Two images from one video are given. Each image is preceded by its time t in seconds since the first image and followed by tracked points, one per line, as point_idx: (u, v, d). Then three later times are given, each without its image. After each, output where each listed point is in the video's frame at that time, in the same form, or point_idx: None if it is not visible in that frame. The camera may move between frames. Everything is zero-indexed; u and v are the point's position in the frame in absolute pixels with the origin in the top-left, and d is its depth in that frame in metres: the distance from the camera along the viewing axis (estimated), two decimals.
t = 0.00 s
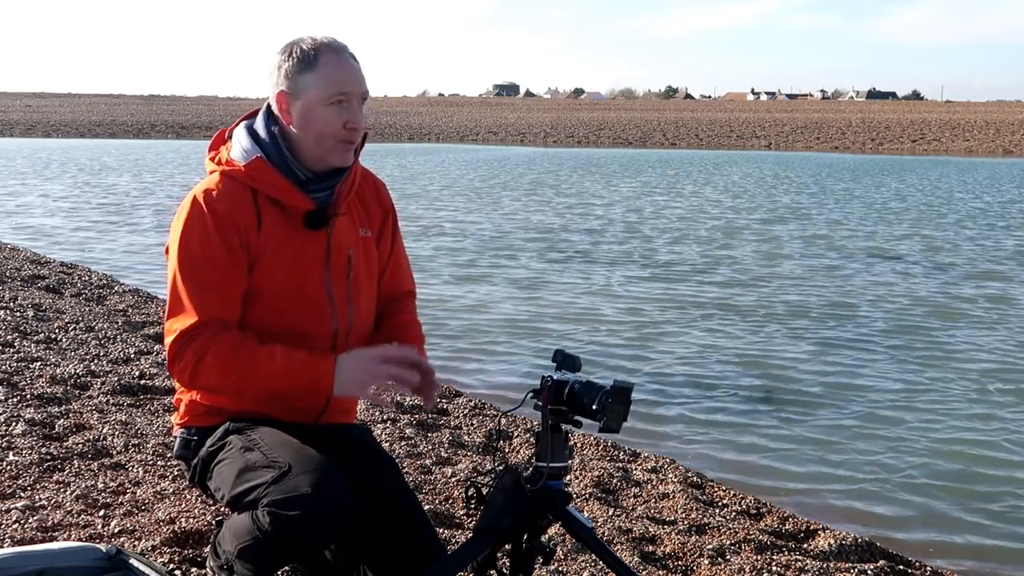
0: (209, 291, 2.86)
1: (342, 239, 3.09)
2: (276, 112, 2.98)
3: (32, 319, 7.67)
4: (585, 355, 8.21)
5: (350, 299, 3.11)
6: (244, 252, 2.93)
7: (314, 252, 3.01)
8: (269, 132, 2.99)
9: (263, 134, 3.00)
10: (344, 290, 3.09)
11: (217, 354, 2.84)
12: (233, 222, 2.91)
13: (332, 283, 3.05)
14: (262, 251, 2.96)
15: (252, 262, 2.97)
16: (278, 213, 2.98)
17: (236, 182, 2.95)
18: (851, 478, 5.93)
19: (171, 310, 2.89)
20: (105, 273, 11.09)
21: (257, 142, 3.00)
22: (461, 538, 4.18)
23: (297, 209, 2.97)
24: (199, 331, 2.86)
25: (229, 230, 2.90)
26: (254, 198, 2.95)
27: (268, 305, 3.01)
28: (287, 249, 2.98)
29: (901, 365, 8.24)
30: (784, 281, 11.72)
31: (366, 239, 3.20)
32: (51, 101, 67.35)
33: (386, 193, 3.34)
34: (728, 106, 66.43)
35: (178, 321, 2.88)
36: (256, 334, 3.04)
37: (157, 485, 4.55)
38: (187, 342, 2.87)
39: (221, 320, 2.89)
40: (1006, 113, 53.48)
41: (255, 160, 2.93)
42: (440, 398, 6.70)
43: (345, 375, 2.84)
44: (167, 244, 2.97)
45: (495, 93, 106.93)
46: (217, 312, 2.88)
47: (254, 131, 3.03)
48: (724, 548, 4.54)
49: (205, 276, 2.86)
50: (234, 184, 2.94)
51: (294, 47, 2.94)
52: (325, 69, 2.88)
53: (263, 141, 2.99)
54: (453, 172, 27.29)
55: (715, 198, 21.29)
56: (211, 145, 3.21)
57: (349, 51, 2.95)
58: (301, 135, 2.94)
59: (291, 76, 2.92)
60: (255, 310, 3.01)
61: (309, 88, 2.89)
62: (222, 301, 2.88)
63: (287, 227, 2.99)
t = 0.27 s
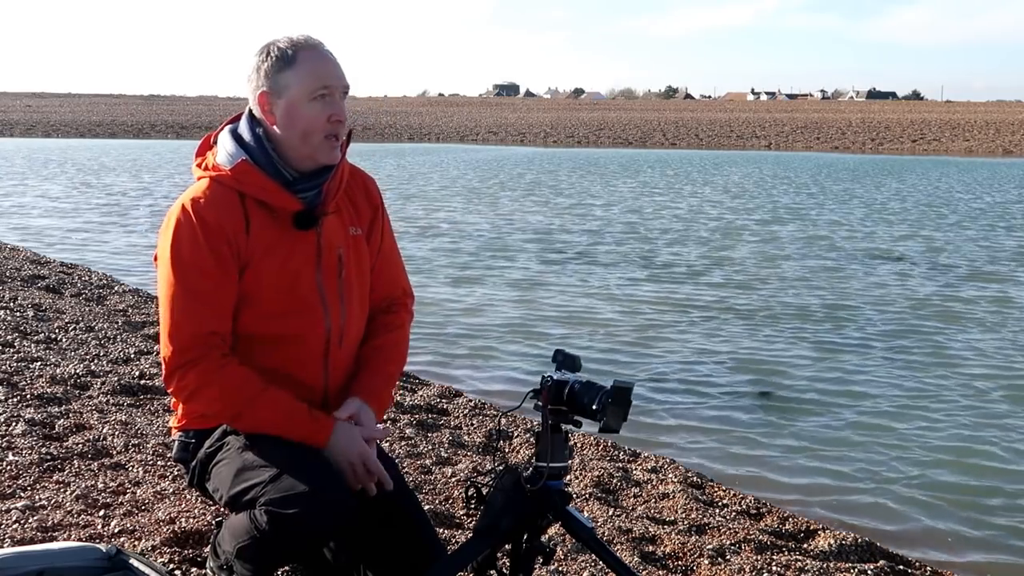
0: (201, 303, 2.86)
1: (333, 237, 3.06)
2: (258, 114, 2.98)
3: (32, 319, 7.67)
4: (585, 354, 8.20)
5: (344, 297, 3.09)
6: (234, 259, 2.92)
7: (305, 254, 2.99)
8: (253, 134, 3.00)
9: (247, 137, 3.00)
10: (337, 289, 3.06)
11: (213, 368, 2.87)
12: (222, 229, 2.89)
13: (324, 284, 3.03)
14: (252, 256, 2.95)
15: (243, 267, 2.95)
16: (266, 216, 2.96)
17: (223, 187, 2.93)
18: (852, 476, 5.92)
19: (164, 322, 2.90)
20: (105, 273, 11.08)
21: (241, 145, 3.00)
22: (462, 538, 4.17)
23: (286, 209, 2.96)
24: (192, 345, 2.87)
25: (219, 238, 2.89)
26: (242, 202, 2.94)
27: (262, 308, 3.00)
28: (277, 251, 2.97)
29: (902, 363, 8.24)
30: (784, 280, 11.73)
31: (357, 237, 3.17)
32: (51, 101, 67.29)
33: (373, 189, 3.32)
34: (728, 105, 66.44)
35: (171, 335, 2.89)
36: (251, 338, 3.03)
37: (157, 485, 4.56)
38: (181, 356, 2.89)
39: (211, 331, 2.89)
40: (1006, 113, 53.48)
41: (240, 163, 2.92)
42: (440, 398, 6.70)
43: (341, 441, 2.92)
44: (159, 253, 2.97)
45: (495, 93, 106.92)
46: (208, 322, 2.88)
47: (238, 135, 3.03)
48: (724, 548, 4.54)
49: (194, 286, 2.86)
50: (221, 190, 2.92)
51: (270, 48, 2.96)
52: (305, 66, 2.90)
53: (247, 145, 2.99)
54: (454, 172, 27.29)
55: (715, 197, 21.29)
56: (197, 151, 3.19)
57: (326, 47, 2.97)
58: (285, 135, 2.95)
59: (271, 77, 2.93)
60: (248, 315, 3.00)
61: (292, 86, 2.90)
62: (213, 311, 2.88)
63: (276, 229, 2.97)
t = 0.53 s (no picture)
0: (196, 303, 2.87)
1: (327, 235, 3.07)
2: (247, 113, 2.98)
3: (32, 319, 7.67)
4: (585, 355, 8.20)
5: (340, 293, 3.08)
6: (229, 257, 2.92)
7: (300, 250, 2.99)
8: (243, 134, 3.00)
9: (238, 137, 3.01)
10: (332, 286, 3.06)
11: (211, 368, 2.87)
12: (216, 229, 2.89)
13: (320, 282, 3.03)
14: (247, 255, 2.95)
15: (238, 266, 2.95)
16: (260, 215, 2.97)
17: (216, 188, 2.93)
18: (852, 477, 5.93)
19: (160, 323, 2.90)
20: (106, 274, 11.08)
21: (232, 145, 3.00)
22: (462, 538, 4.17)
23: (279, 207, 2.96)
24: (189, 345, 2.87)
25: (213, 238, 2.89)
26: (234, 201, 2.94)
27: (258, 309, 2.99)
28: (272, 249, 2.97)
29: (902, 364, 8.24)
30: (784, 281, 11.73)
31: (352, 233, 3.17)
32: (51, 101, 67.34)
33: (367, 185, 3.32)
34: (728, 106, 66.46)
35: (167, 336, 2.89)
36: (248, 338, 3.03)
37: (157, 485, 4.55)
38: (178, 357, 2.89)
39: (208, 331, 2.89)
40: (1006, 113, 53.48)
41: (232, 163, 2.92)
42: (440, 398, 6.70)
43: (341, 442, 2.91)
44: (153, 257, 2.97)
45: (495, 93, 106.93)
46: (204, 323, 2.88)
47: (229, 135, 3.03)
48: (724, 548, 4.54)
49: (189, 287, 2.87)
50: (213, 190, 2.93)
51: (258, 48, 2.96)
52: (293, 65, 2.90)
53: (238, 145, 2.99)
54: (454, 173, 27.29)
55: (716, 198, 21.28)
56: (189, 153, 3.20)
57: (314, 45, 2.97)
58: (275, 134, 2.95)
59: (259, 75, 2.93)
60: (244, 314, 3.00)
61: (280, 86, 2.90)
62: (209, 310, 2.88)
63: (270, 227, 2.97)
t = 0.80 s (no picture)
0: (195, 303, 2.87)
1: (327, 236, 3.07)
2: (250, 114, 2.98)
3: (32, 319, 7.67)
4: (585, 356, 8.20)
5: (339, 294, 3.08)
6: (229, 258, 2.92)
7: (300, 251, 2.99)
8: (244, 135, 3.00)
9: (239, 138, 3.00)
10: (331, 286, 3.06)
11: (211, 369, 2.87)
12: (216, 229, 2.89)
13: (320, 283, 3.03)
14: (247, 255, 2.95)
15: (237, 267, 2.95)
16: (259, 215, 2.96)
17: (215, 189, 2.93)
18: (853, 480, 5.93)
19: (160, 324, 2.90)
20: (106, 273, 11.08)
21: (232, 145, 3.00)
22: (462, 538, 4.17)
23: (279, 208, 2.96)
24: (189, 346, 2.87)
25: (212, 239, 2.89)
26: (234, 202, 2.94)
27: (258, 309, 2.99)
28: (271, 250, 2.97)
29: (902, 364, 8.24)
30: (785, 281, 11.72)
31: (352, 233, 3.17)
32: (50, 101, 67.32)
33: (369, 184, 3.31)
34: (728, 105, 66.45)
35: (166, 337, 2.88)
36: (247, 338, 3.03)
37: (157, 485, 4.55)
38: (178, 357, 2.89)
39: (208, 332, 2.88)
40: (1006, 113, 53.48)
41: (232, 164, 2.92)
42: (440, 398, 6.70)
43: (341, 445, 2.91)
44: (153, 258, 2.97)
45: (495, 92, 106.92)
46: (204, 324, 2.88)
47: (229, 136, 3.03)
48: (724, 548, 4.54)
49: (189, 289, 2.87)
50: (214, 191, 2.93)
51: (264, 48, 2.95)
52: (299, 70, 2.89)
53: (239, 146, 2.99)
54: (454, 173, 27.28)
55: (716, 198, 21.28)
56: (187, 153, 3.20)
57: (323, 50, 2.96)
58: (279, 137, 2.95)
59: (264, 78, 2.92)
60: (243, 315, 3.00)
61: (285, 90, 2.89)
62: (208, 312, 2.88)
63: (270, 227, 2.97)
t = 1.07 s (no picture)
0: (197, 301, 2.86)
1: (329, 236, 3.07)
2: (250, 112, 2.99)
3: (32, 319, 7.67)
4: (585, 356, 8.20)
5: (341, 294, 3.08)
6: (230, 257, 2.92)
7: (301, 251, 2.99)
8: (247, 134, 3.00)
9: (242, 136, 3.01)
10: (332, 286, 3.06)
11: (212, 367, 2.87)
12: (218, 227, 2.89)
13: (321, 282, 3.03)
14: (249, 254, 2.95)
15: (239, 266, 2.95)
16: (261, 215, 2.97)
17: (218, 187, 2.93)
18: (855, 480, 5.93)
19: (161, 321, 2.89)
20: (106, 274, 11.08)
21: (236, 144, 3.00)
22: (461, 538, 4.17)
23: (281, 208, 2.96)
24: (190, 344, 2.86)
25: (214, 237, 2.88)
26: (236, 201, 2.94)
27: (259, 309, 2.99)
28: (273, 249, 2.97)
29: (902, 365, 8.24)
30: (785, 281, 11.72)
31: (354, 235, 3.17)
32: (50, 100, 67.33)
33: (373, 187, 3.32)
34: (728, 105, 66.46)
35: (168, 333, 2.88)
36: (248, 338, 3.03)
37: (157, 485, 4.55)
38: (179, 355, 2.88)
39: (209, 330, 2.88)
40: (1006, 113, 53.49)
41: (235, 161, 2.92)
42: (440, 398, 6.70)
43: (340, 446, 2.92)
44: (154, 255, 2.97)
45: (495, 92, 106.93)
46: (205, 321, 2.87)
47: (233, 135, 3.03)
48: (724, 549, 4.54)
49: (191, 286, 2.86)
50: (216, 189, 2.93)
51: (268, 47, 2.95)
52: (288, 67, 2.90)
53: (242, 145, 2.99)
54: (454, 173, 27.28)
55: (716, 198, 21.29)
56: (192, 150, 3.19)
57: (318, 49, 2.96)
58: (272, 135, 2.94)
59: (260, 75, 2.94)
60: (245, 314, 2.99)
61: (274, 85, 2.90)
62: (210, 309, 2.88)
63: (271, 227, 2.97)
